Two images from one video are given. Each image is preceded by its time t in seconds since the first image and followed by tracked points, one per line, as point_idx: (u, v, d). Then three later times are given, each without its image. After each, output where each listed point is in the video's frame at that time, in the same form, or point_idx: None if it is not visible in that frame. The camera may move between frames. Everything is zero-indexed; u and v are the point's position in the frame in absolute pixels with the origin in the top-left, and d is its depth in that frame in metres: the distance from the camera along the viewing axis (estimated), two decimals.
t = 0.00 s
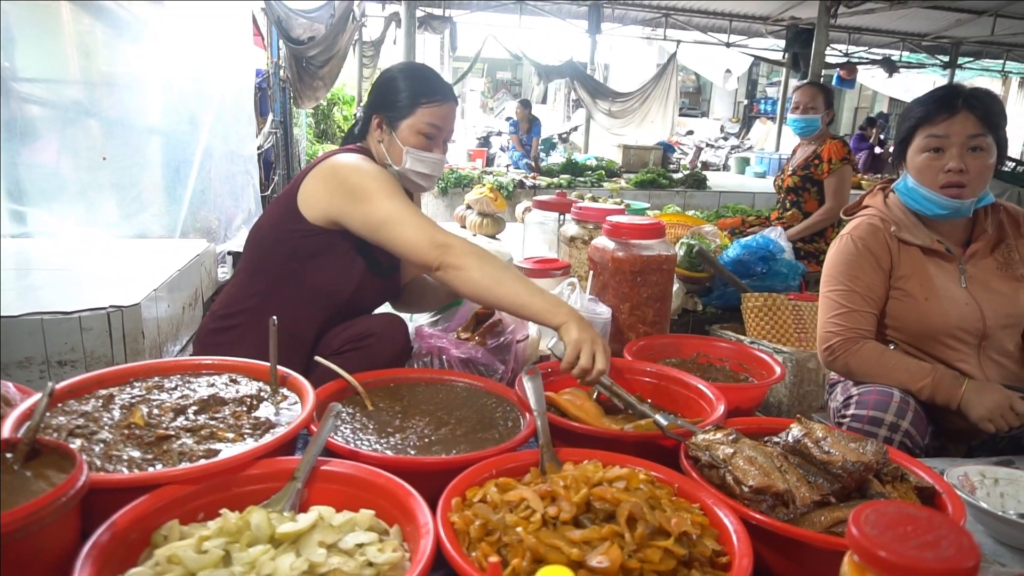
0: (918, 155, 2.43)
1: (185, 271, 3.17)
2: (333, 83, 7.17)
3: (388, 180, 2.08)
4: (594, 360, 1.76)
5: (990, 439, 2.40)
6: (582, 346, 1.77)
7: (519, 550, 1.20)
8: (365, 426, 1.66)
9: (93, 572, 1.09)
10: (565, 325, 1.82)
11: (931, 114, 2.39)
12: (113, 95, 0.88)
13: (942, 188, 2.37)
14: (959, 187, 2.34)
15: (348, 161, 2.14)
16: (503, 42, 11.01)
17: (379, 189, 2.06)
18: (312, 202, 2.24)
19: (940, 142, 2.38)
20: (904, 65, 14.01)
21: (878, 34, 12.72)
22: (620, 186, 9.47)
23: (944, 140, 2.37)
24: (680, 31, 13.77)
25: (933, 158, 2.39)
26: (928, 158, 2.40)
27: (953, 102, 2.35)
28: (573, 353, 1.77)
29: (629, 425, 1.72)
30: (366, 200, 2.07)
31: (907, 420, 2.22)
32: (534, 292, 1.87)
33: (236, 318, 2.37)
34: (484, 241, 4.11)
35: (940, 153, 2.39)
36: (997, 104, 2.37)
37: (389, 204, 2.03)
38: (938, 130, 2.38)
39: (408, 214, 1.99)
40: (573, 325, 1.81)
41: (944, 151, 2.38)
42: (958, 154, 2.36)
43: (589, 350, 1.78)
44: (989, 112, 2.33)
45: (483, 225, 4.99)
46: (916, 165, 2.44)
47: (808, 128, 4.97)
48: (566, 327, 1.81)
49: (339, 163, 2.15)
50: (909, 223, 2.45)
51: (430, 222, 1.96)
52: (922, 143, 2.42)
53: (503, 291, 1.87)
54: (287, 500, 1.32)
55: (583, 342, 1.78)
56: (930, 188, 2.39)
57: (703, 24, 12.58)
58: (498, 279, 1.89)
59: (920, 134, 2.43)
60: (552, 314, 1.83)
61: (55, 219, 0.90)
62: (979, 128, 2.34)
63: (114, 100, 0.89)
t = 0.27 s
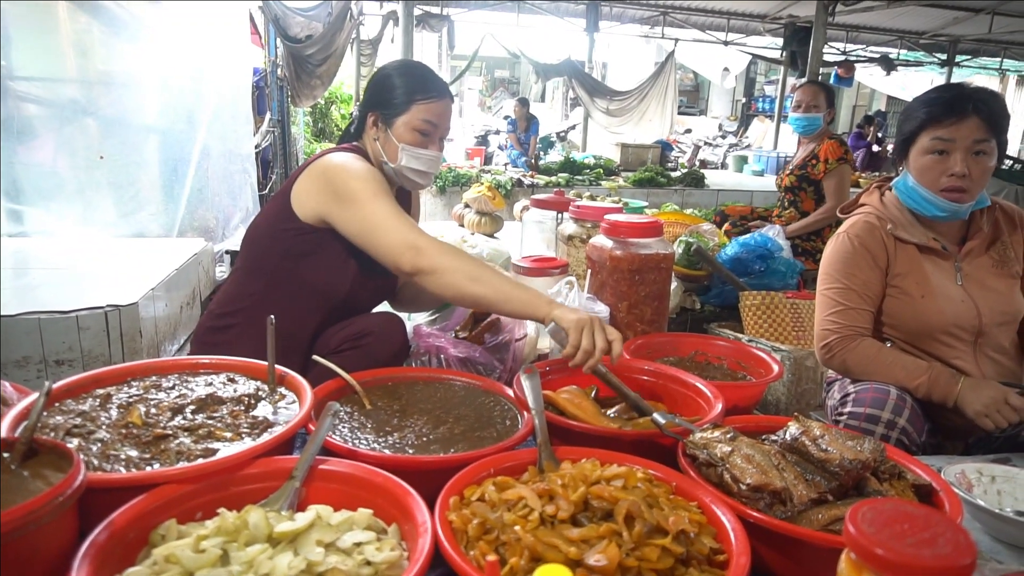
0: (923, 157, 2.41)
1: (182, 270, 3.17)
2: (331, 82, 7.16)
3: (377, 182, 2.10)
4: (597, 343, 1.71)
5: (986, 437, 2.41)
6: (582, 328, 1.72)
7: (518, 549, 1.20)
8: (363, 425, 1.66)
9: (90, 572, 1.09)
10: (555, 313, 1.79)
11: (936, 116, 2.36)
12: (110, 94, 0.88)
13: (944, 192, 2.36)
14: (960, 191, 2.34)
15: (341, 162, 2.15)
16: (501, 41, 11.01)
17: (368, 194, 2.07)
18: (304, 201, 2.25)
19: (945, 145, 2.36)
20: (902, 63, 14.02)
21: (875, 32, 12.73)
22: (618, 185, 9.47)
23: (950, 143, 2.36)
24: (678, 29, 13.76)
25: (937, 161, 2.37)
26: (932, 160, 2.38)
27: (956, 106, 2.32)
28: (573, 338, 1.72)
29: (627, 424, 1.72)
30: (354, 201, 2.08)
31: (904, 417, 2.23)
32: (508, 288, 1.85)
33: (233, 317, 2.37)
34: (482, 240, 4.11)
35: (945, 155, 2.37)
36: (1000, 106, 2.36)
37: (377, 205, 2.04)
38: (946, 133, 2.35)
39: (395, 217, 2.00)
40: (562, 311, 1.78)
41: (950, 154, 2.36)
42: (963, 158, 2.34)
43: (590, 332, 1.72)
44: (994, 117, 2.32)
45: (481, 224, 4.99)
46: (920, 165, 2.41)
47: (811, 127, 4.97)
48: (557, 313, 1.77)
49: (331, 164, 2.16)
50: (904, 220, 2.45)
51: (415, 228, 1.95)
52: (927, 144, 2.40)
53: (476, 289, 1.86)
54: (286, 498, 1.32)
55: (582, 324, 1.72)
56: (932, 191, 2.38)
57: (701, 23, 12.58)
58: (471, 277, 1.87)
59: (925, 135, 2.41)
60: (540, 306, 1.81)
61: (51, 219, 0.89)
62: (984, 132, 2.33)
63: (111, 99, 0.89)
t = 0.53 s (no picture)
0: (930, 159, 2.38)
1: (180, 268, 3.16)
2: (330, 80, 7.15)
3: (370, 186, 2.11)
4: (584, 306, 1.80)
5: (984, 435, 2.42)
6: (568, 291, 1.80)
7: (516, 546, 1.20)
8: (361, 424, 1.65)
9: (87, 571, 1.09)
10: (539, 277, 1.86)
11: (946, 120, 2.32)
12: (106, 92, 0.88)
13: (947, 196, 2.36)
14: (962, 196, 2.34)
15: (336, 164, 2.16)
16: (500, 39, 10.99)
17: (359, 199, 2.07)
18: (298, 201, 2.26)
19: (953, 150, 2.34)
20: (900, 61, 14.02)
21: (874, 31, 12.73)
22: (616, 183, 9.46)
23: (958, 149, 2.33)
24: (677, 28, 13.75)
25: (945, 166, 2.35)
26: (939, 164, 2.35)
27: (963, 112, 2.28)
28: (558, 302, 1.80)
29: (626, 422, 1.72)
30: (345, 202, 2.08)
31: (902, 415, 2.23)
32: (484, 273, 1.88)
33: (231, 315, 2.37)
34: (481, 238, 4.11)
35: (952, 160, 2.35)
36: (1011, 112, 2.32)
37: (367, 210, 2.05)
38: (955, 139, 2.32)
39: (384, 222, 2.01)
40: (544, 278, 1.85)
41: (957, 159, 2.34)
42: (970, 164, 2.33)
43: (575, 294, 1.80)
44: (1005, 124, 2.30)
45: (479, 222, 4.98)
46: (926, 167, 2.39)
47: (810, 125, 4.98)
48: (542, 275, 1.85)
49: (325, 164, 2.17)
50: (903, 218, 2.45)
51: (398, 232, 1.96)
52: (936, 148, 2.36)
53: (455, 277, 1.90)
54: (284, 497, 1.32)
55: (568, 289, 1.80)
56: (935, 193, 2.37)
57: (700, 21, 12.58)
58: (448, 266, 1.91)
59: (934, 137, 2.37)
60: (524, 271, 1.88)
61: (49, 217, 0.90)
62: (992, 139, 2.31)
63: (108, 97, 0.89)
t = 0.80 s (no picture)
0: (941, 168, 2.31)
1: (180, 264, 3.16)
2: (329, 77, 7.13)
3: (361, 175, 2.11)
4: (566, 331, 1.75)
5: (983, 431, 2.42)
6: (553, 318, 1.75)
7: (515, 542, 1.21)
8: (361, 420, 1.65)
9: (87, 567, 1.09)
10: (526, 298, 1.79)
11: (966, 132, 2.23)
12: (105, 88, 0.88)
13: (954, 202, 2.33)
14: (968, 205, 2.31)
15: (328, 155, 2.16)
16: (499, 35, 10.96)
17: (349, 190, 2.06)
18: (290, 194, 2.25)
19: (969, 161, 2.27)
20: (900, 57, 14.00)
21: (874, 27, 12.71)
22: (616, 180, 9.46)
23: (973, 161, 2.27)
24: (676, 24, 13.72)
25: (955, 177, 2.29)
26: (952, 175, 2.28)
27: (981, 123, 2.20)
28: (542, 328, 1.75)
29: (625, 418, 1.72)
30: (336, 192, 2.07)
31: (901, 412, 2.23)
32: (470, 285, 1.82)
33: (231, 312, 2.37)
34: (480, 235, 4.11)
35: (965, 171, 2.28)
36: None
37: (357, 198, 2.03)
38: (973, 151, 2.25)
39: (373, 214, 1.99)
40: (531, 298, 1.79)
41: (969, 171, 2.28)
42: (982, 176, 2.28)
43: (560, 322, 1.75)
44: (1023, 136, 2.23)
45: (479, 218, 4.98)
46: (937, 175, 2.32)
47: (803, 122, 4.98)
48: (527, 299, 1.78)
49: (317, 156, 2.17)
50: (903, 214, 2.44)
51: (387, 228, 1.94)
52: (949, 157, 2.29)
53: (442, 283, 1.84)
54: (283, 494, 1.32)
55: (552, 314, 1.75)
56: (943, 200, 2.33)
57: (700, 17, 12.55)
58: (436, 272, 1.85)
59: (951, 146, 2.28)
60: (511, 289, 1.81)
61: (48, 214, 0.89)
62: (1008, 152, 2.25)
63: (106, 93, 0.88)
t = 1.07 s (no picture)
0: (961, 169, 2.26)
1: (179, 263, 3.16)
2: (327, 74, 7.12)
3: (315, 177, 2.16)
4: (491, 263, 1.79)
5: (983, 426, 2.42)
6: (471, 255, 1.78)
7: (516, 538, 1.20)
8: (362, 417, 1.66)
9: (87, 565, 1.09)
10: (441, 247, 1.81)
11: (988, 133, 2.18)
12: (102, 87, 0.88)
13: (969, 201, 2.31)
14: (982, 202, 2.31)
15: (292, 147, 2.23)
16: (498, 32, 10.94)
17: (295, 186, 2.12)
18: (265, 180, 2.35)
19: (989, 163, 2.24)
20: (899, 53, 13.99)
21: (874, 22, 12.69)
22: (615, 176, 9.46)
23: (992, 162, 2.23)
24: (675, 20, 13.69)
25: (974, 177, 2.26)
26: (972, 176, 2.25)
27: (1000, 123, 2.16)
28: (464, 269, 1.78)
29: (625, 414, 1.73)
30: (287, 184, 2.13)
31: (902, 408, 2.24)
32: (381, 254, 1.84)
33: (230, 310, 2.37)
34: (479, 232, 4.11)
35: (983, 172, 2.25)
36: None
37: (298, 195, 2.09)
38: (994, 153, 2.21)
39: (305, 213, 2.04)
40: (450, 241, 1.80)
41: (987, 172, 2.25)
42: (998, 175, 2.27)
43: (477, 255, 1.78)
44: None
45: (478, 216, 4.98)
46: (954, 176, 2.28)
47: (796, 117, 4.97)
48: (441, 248, 1.80)
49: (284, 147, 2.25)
50: (904, 210, 2.43)
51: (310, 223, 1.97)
52: (971, 159, 2.24)
53: (355, 261, 1.87)
54: (284, 491, 1.32)
55: (472, 253, 1.77)
56: (959, 199, 2.31)
57: (699, 13, 12.53)
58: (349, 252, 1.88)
59: (973, 148, 2.22)
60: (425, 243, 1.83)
61: (46, 213, 0.87)
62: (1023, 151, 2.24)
63: (104, 91, 0.88)
